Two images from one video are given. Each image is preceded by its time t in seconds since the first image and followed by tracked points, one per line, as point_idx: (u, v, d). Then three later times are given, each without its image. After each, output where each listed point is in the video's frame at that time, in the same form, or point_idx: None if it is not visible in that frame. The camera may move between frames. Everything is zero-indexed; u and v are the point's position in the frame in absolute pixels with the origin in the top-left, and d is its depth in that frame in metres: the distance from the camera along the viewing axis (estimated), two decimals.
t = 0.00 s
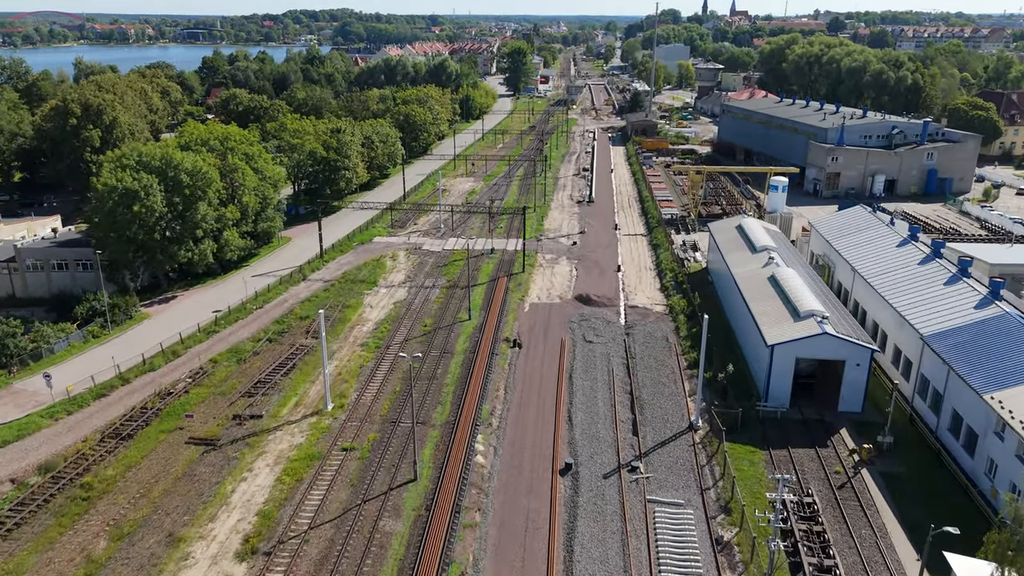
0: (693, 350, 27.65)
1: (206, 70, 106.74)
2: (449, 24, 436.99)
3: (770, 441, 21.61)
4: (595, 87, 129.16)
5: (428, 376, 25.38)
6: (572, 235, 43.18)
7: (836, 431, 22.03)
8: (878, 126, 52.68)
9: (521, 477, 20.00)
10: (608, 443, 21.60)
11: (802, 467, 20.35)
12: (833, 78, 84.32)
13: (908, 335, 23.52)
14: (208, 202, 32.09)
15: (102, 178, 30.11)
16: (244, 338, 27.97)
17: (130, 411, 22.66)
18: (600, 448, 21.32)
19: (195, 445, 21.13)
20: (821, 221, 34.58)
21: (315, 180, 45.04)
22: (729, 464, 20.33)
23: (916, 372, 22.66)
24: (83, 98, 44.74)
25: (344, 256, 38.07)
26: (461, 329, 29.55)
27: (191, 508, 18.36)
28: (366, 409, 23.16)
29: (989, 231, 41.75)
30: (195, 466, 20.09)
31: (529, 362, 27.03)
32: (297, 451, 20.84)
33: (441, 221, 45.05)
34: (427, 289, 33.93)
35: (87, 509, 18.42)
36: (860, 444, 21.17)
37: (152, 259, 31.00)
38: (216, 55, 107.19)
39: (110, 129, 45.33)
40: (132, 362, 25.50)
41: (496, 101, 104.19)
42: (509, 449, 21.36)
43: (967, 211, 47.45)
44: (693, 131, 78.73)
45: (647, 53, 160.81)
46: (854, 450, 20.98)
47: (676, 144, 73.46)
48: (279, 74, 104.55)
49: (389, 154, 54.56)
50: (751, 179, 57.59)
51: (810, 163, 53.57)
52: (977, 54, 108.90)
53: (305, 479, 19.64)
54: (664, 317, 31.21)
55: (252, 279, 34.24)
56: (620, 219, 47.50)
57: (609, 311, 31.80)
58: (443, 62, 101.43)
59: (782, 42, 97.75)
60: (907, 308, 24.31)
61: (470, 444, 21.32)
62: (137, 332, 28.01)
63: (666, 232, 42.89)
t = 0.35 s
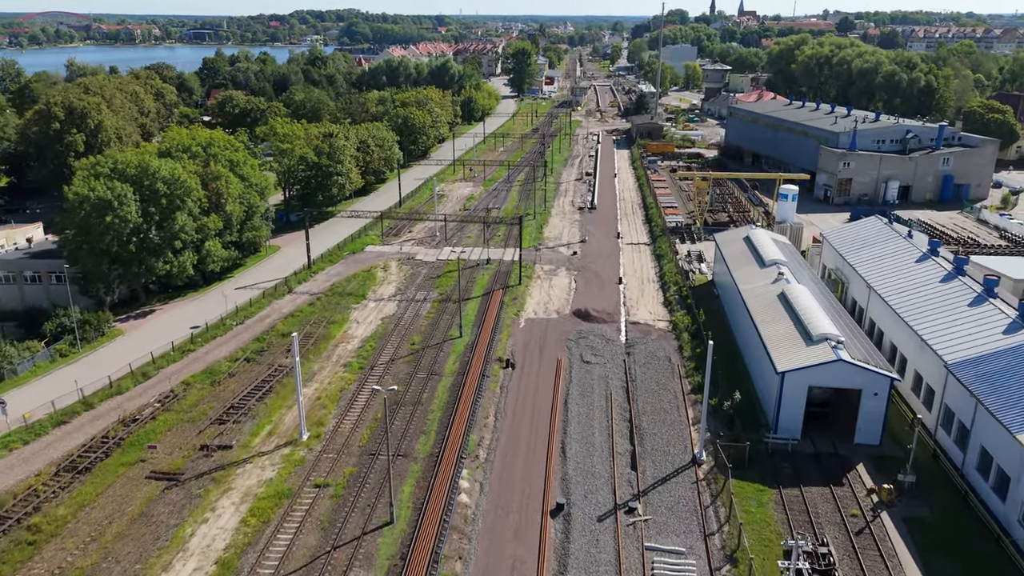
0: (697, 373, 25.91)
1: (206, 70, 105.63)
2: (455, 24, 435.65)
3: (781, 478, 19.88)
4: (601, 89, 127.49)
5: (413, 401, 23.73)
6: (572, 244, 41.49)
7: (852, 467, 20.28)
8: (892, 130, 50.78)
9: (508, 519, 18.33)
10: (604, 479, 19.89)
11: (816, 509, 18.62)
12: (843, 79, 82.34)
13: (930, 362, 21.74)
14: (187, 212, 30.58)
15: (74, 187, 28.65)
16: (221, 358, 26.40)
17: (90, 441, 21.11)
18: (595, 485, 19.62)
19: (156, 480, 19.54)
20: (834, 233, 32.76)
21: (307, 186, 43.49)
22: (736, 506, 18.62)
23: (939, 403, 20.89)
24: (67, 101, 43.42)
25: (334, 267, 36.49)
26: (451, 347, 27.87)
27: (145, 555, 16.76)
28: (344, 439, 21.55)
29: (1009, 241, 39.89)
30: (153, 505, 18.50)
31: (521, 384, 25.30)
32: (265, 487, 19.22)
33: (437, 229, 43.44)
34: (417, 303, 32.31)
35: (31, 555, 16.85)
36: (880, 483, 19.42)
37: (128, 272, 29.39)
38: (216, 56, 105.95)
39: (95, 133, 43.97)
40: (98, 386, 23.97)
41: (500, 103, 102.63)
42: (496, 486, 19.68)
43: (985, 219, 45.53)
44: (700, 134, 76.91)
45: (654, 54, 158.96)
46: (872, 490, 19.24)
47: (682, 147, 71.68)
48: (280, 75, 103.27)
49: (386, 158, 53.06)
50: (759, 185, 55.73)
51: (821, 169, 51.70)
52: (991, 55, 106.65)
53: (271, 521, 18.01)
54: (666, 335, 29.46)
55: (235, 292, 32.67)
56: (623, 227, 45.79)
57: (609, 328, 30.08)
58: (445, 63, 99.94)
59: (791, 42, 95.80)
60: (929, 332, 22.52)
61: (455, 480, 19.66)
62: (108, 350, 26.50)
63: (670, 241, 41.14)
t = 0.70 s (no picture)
0: (699, 399, 24.20)
1: (202, 71, 104.34)
2: (458, 25, 434.32)
3: (789, 521, 18.19)
4: (603, 90, 125.87)
5: (392, 430, 22.05)
6: (568, 254, 39.84)
7: (868, 509, 18.59)
8: (902, 135, 49.04)
9: (489, 569, 16.67)
10: (596, 522, 18.19)
11: (828, 558, 16.93)
12: (850, 81, 80.53)
13: (952, 392, 20.03)
14: (159, 223, 29.02)
15: (37, 199, 27.10)
16: (190, 381, 24.76)
17: (39, 478, 19.50)
18: (586, 529, 17.92)
19: (106, 522, 17.92)
20: (844, 245, 31.02)
21: (293, 193, 41.71)
22: (739, 555, 16.94)
23: (963, 438, 19.18)
24: (45, 105, 41.99)
25: (318, 279, 34.89)
26: (437, 367, 26.16)
27: None
28: (315, 473, 19.89)
29: None
30: (100, 553, 16.87)
31: (510, 410, 23.61)
32: (224, 531, 17.56)
33: (429, 238, 41.86)
34: (404, 318, 30.67)
35: None
36: (898, 529, 17.72)
37: (97, 287, 27.77)
38: (213, 57, 104.51)
39: (74, 137, 42.48)
40: (54, 414, 22.43)
41: (500, 105, 101.04)
42: (478, 529, 18.03)
43: (1000, 227, 43.74)
44: (703, 137, 75.20)
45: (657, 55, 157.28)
46: (890, 536, 17.53)
47: (685, 151, 69.95)
48: (277, 77, 101.84)
49: (378, 163, 51.51)
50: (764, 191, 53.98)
51: (828, 174, 49.94)
52: (1000, 56, 104.72)
53: (227, 571, 16.34)
54: (666, 354, 27.76)
55: (212, 306, 31.01)
56: (622, 235, 44.15)
57: (605, 347, 28.37)
58: (444, 63, 98.41)
59: (797, 43, 94.02)
60: (950, 358, 20.76)
61: (432, 523, 18.01)
62: (70, 373, 24.94)
63: (671, 251, 39.43)
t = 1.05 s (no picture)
0: (700, 428, 22.51)
1: (197, 72, 102.80)
2: (460, 25, 432.83)
3: (798, 572, 16.51)
4: (604, 91, 123.97)
5: (367, 465, 20.40)
6: (564, 264, 38.15)
7: (885, 558, 16.91)
8: (912, 139, 47.22)
9: None
10: (586, 573, 16.52)
11: None
12: (856, 82, 78.68)
13: (976, 428, 18.34)
14: (127, 234, 27.40)
15: None
16: (154, 406, 23.15)
17: None
18: None
19: (45, 573, 16.30)
20: (854, 258, 29.28)
21: (280, 198, 40.90)
22: None
23: (990, 480, 17.48)
24: (20, 108, 40.49)
25: (300, 292, 33.22)
26: (420, 391, 24.50)
27: None
28: (280, 514, 18.25)
29: None
30: None
31: (496, 440, 21.93)
32: None
33: (419, 247, 40.20)
34: (388, 335, 29.04)
35: None
36: None
37: (61, 303, 26.19)
38: (207, 58, 102.93)
39: (50, 142, 40.97)
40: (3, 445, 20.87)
41: (499, 107, 99.35)
42: None
43: (1015, 236, 41.96)
44: (706, 140, 73.45)
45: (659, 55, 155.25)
46: None
47: (686, 154, 68.28)
48: (272, 78, 100.27)
49: (370, 168, 49.85)
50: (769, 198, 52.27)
51: (835, 180, 48.17)
52: (1009, 57, 102.74)
53: None
54: (665, 376, 26.04)
55: (186, 323, 29.42)
56: (620, 244, 42.45)
57: (600, 368, 26.69)
58: (442, 64, 96.77)
59: (802, 43, 92.14)
60: (974, 390, 19.04)
61: (404, 573, 16.34)
62: (27, 398, 23.37)
63: (671, 262, 37.76)
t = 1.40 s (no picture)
0: (701, 461, 20.80)
1: (193, 73, 101.71)
2: (463, 25, 431.39)
3: None
4: (606, 92, 122.16)
5: (338, 505, 18.72)
6: (560, 276, 36.47)
7: None
8: (924, 144, 45.44)
9: None
10: None
11: None
12: (864, 84, 76.82)
13: (1007, 470, 16.63)
14: (91, 248, 25.76)
15: None
16: (113, 436, 21.52)
17: None
18: None
19: None
20: (866, 274, 27.55)
21: (265, 206, 39.34)
22: None
23: None
24: None
25: (281, 307, 31.56)
26: (401, 418, 22.82)
27: None
28: (237, 564, 16.58)
29: None
30: None
31: (480, 475, 20.24)
32: None
33: (410, 257, 38.56)
34: (371, 354, 27.39)
35: None
36: None
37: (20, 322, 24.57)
38: (203, 58, 101.43)
39: (27, 147, 39.44)
40: None
41: (499, 109, 97.70)
42: None
43: None
44: (709, 142, 71.69)
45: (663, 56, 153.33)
46: None
47: (689, 158, 66.56)
48: (269, 78, 98.71)
49: (361, 173, 48.21)
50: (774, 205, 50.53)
51: (843, 186, 46.36)
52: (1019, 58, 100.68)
53: None
54: (664, 402, 24.28)
55: (157, 340, 27.77)
56: (619, 254, 40.77)
57: (595, 392, 24.97)
58: (441, 65, 95.21)
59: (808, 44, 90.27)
60: (1002, 427, 17.32)
61: None
62: None
63: (672, 274, 36.05)
